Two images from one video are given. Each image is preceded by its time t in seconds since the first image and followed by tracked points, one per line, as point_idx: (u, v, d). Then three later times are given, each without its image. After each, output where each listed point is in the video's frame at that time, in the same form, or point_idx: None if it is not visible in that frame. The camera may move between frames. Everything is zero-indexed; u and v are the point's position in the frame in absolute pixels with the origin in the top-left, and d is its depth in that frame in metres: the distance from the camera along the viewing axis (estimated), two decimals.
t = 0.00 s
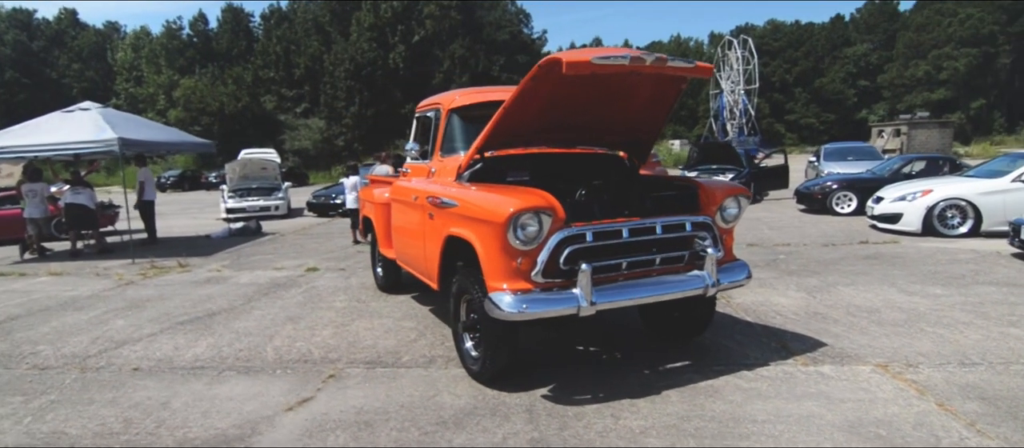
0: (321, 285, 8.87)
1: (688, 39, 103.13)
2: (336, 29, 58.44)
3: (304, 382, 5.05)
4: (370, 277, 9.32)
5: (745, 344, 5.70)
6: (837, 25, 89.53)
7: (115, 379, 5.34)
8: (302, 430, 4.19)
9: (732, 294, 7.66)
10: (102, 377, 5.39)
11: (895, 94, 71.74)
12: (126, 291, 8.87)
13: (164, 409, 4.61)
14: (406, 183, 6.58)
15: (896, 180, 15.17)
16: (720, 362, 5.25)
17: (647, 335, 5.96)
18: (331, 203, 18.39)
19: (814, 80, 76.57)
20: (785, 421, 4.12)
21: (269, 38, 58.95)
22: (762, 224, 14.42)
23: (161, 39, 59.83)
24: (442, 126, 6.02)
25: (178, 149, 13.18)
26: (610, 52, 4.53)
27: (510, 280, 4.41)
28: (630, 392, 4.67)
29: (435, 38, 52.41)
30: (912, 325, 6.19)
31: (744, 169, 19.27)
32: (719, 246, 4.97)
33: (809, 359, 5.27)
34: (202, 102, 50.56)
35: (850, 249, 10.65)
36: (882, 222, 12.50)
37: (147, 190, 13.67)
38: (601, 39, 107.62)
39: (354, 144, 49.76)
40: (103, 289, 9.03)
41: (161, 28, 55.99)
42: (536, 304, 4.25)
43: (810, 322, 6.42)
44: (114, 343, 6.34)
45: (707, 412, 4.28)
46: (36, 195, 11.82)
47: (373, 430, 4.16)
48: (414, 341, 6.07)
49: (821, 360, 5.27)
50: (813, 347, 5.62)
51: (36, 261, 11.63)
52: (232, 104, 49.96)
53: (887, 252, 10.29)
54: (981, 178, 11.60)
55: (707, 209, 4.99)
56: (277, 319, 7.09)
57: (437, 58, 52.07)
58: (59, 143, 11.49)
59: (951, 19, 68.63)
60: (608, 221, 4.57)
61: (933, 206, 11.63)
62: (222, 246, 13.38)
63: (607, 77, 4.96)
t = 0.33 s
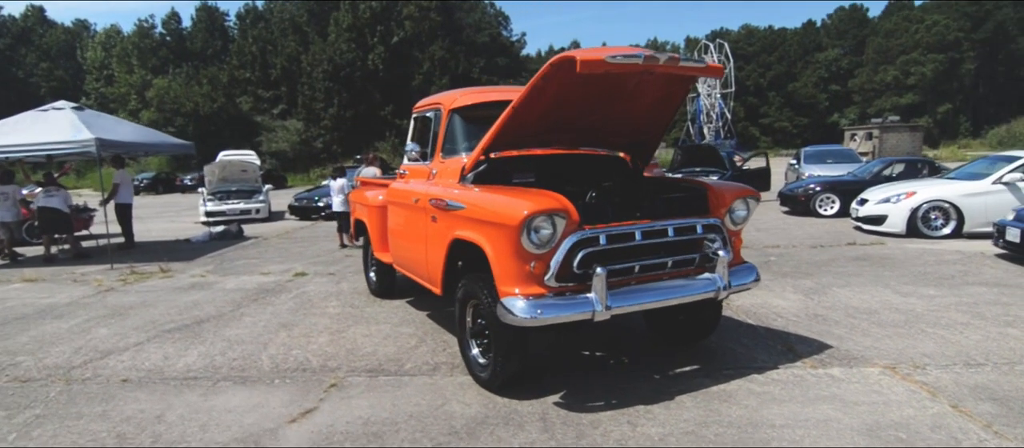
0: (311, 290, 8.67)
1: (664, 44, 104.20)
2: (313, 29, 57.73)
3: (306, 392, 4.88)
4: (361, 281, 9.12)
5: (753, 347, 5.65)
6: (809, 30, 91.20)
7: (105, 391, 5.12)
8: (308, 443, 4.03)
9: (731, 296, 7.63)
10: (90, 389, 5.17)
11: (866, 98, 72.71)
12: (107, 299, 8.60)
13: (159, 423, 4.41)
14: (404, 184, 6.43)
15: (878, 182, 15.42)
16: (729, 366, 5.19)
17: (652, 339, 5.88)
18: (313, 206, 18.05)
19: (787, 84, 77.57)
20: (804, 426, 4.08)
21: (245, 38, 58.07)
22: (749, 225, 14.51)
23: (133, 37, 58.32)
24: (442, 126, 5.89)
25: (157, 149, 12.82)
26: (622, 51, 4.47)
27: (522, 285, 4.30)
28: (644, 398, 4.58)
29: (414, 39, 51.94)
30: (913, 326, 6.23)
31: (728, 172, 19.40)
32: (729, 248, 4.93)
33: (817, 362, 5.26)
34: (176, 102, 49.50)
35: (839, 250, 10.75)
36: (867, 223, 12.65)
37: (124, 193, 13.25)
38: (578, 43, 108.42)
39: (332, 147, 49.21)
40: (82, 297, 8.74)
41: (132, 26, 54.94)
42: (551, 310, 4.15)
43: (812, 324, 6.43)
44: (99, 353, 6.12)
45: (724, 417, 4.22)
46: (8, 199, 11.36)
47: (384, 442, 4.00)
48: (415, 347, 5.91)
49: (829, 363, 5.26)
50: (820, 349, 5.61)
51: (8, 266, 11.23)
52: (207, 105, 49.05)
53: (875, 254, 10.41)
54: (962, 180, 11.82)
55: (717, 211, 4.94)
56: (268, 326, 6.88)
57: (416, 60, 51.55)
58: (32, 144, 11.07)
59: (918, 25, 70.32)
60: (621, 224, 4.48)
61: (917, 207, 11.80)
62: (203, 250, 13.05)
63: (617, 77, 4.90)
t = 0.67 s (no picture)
0: (302, 296, 8.47)
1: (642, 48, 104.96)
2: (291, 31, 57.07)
3: (309, 402, 4.72)
4: (354, 286, 8.95)
5: (758, 350, 5.63)
6: (783, 37, 92.79)
7: (96, 403, 4.91)
8: None
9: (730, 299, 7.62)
10: (80, 402, 4.95)
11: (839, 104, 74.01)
12: (89, 306, 8.33)
13: (158, 438, 4.21)
14: (403, 188, 6.29)
15: (860, 185, 15.67)
16: (737, 370, 5.17)
17: (659, 343, 5.84)
18: (297, 210, 17.73)
19: (763, 88, 78.29)
20: (821, 431, 4.06)
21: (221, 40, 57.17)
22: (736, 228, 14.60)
23: (104, 37, 58.21)
24: (444, 129, 5.77)
25: (137, 152, 12.48)
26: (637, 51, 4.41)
27: (536, 291, 4.21)
28: (658, 406, 4.50)
29: (395, 41, 51.33)
30: (913, 328, 6.28)
31: (712, 174, 19.53)
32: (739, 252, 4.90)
33: (825, 365, 5.25)
34: (151, 104, 48.75)
35: (828, 252, 10.86)
36: (852, 225, 12.82)
37: (101, 196, 12.87)
38: (557, 47, 108.98)
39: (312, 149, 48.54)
40: (62, 304, 8.46)
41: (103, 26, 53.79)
42: (566, 316, 4.06)
43: (813, 326, 6.44)
44: (86, 364, 5.88)
45: (741, 423, 4.18)
46: None
47: None
48: (418, 355, 5.78)
49: (838, 366, 5.24)
50: (826, 352, 5.61)
51: None
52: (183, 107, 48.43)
53: (864, 255, 10.54)
54: (945, 183, 12.04)
55: (727, 214, 4.91)
56: (262, 333, 6.68)
57: (396, 62, 51.10)
58: (6, 145, 10.68)
59: (887, 33, 72.06)
60: (635, 228, 4.42)
61: (902, 211, 11.99)
62: (185, 255, 12.72)
63: (627, 78, 4.85)
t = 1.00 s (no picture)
0: (295, 303, 8.28)
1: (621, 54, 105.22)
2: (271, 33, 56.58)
3: (316, 413, 4.58)
4: (347, 293, 8.78)
5: (765, 355, 5.64)
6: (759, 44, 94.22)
7: (91, 417, 4.72)
8: None
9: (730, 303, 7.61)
10: (74, 415, 4.76)
11: (814, 109, 73.98)
12: (73, 315, 8.06)
13: None
14: (404, 193, 6.20)
15: (844, 189, 15.90)
16: (747, 374, 5.15)
17: (666, 348, 5.80)
18: (281, 214, 17.41)
19: (740, 94, 78.39)
20: (839, 435, 4.05)
21: (198, 42, 56.42)
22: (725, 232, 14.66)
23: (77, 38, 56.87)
24: (449, 133, 5.70)
25: (119, 156, 12.16)
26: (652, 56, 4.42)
27: (552, 297, 4.15)
28: (675, 412, 4.45)
29: (376, 44, 50.64)
30: (914, 331, 6.34)
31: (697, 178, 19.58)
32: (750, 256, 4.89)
33: (832, 368, 5.27)
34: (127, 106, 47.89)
35: (819, 256, 10.96)
36: (840, 229, 12.99)
37: (80, 201, 12.48)
38: (536, 52, 108.88)
39: (292, 153, 48.02)
40: (44, 313, 8.16)
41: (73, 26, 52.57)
42: (585, 322, 4.01)
43: (815, 330, 6.47)
44: (76, 376, 5.66)
45: (759, 428, 4.15)
46: None
47: None
48: (422, 362, 5.67)
49: (844, 370, 5.27)
50: (831, 356, 5.63)
51: None
52: (159, 110, 47.85)
53: (854, 259, 10.65)
54: (929, 188, 12.27)
55: (737, 219, 4.91)
56: (258, 342, 6.50)
57: (378, 66, 50.57)
58: None
59: (860, 40, 73.65)
60: (649, 233, 4.39)
61: (888, 214, 12.16)
62: (168, 261, 12.40)
63: (639, 82, 4.85)
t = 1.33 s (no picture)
0: (290, 310, 8.14)
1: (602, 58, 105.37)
2: (253, 37, 56.54)
3: (326, 424, 4.48)
4: (343, 299, 8.63)
5: (773, 358, 5.65)
6: (738, 50, 95.53)
7: (90, 431, 4.56)
8: None
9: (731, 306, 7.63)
10: (72, 429, 4.60)
11: (791, 114, 75.86)
12: (60, 323, 7.84)
13: None
14: (408, 197, 6.13)
15: (831, 193, 16.14)
16: (758, 379, 5.15)
17: (673, 353, 5.79)
18: (267, 219, 17.15)
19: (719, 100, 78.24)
20: (856, 437, 4.06)
21: (177, 44, 56.04)
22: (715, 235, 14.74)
23: (52, 40, 56.01)
24: (455, 137, 5.64)
25: (103, 160, 11.92)
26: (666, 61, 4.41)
27: (569, 303, 4.11)
28: (691, 418, 4.42)
29: (360, 48, 50.37)
30: (916, 334, 6.40)
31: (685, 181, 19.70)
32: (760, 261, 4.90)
33: (841, 372, 5.29)
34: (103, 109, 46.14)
35: (811, 259, 11.09)
36: (829, 233, 13.15)
37: (61, 205, 12.19)
38: (518, 57, 108.87)
39: (275, 157, 47.46)
40: (28, 322, 7.90)
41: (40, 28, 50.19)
42: (604, 328, 3.97)
43: (817, 333, 6.51)
44: (70, 387, 5.49)
45: (777, 433, 4.14)
46: None
47: None
48: (429, 370, 5.58)
49: (853, 372, 5.29)
50: (838, 359, 5.66)
51: None
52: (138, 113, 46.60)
53: (846, 262, 10.78)
54: (915, 192, 12.48)
55: (748, 224, 4.91)
56: (258, 350, 6.36)
57: (362, 69, 50.08)
58: None
59: (836, 48, 75.07)
60: (665, 237, 4.36)
61: (876, 218, 12.36)
62: (154, 267, 12.14)
63: (650, 87, 4.84)
